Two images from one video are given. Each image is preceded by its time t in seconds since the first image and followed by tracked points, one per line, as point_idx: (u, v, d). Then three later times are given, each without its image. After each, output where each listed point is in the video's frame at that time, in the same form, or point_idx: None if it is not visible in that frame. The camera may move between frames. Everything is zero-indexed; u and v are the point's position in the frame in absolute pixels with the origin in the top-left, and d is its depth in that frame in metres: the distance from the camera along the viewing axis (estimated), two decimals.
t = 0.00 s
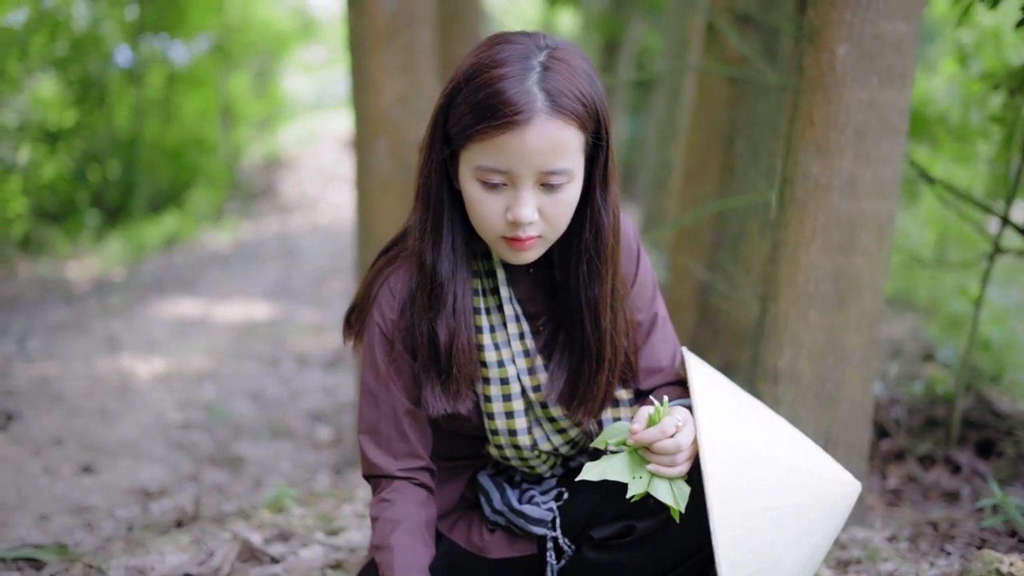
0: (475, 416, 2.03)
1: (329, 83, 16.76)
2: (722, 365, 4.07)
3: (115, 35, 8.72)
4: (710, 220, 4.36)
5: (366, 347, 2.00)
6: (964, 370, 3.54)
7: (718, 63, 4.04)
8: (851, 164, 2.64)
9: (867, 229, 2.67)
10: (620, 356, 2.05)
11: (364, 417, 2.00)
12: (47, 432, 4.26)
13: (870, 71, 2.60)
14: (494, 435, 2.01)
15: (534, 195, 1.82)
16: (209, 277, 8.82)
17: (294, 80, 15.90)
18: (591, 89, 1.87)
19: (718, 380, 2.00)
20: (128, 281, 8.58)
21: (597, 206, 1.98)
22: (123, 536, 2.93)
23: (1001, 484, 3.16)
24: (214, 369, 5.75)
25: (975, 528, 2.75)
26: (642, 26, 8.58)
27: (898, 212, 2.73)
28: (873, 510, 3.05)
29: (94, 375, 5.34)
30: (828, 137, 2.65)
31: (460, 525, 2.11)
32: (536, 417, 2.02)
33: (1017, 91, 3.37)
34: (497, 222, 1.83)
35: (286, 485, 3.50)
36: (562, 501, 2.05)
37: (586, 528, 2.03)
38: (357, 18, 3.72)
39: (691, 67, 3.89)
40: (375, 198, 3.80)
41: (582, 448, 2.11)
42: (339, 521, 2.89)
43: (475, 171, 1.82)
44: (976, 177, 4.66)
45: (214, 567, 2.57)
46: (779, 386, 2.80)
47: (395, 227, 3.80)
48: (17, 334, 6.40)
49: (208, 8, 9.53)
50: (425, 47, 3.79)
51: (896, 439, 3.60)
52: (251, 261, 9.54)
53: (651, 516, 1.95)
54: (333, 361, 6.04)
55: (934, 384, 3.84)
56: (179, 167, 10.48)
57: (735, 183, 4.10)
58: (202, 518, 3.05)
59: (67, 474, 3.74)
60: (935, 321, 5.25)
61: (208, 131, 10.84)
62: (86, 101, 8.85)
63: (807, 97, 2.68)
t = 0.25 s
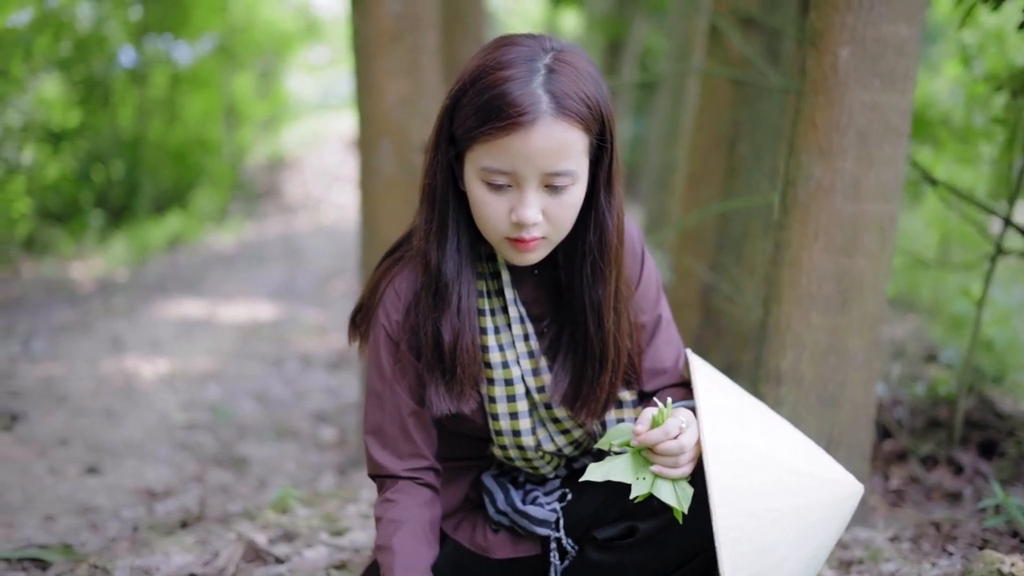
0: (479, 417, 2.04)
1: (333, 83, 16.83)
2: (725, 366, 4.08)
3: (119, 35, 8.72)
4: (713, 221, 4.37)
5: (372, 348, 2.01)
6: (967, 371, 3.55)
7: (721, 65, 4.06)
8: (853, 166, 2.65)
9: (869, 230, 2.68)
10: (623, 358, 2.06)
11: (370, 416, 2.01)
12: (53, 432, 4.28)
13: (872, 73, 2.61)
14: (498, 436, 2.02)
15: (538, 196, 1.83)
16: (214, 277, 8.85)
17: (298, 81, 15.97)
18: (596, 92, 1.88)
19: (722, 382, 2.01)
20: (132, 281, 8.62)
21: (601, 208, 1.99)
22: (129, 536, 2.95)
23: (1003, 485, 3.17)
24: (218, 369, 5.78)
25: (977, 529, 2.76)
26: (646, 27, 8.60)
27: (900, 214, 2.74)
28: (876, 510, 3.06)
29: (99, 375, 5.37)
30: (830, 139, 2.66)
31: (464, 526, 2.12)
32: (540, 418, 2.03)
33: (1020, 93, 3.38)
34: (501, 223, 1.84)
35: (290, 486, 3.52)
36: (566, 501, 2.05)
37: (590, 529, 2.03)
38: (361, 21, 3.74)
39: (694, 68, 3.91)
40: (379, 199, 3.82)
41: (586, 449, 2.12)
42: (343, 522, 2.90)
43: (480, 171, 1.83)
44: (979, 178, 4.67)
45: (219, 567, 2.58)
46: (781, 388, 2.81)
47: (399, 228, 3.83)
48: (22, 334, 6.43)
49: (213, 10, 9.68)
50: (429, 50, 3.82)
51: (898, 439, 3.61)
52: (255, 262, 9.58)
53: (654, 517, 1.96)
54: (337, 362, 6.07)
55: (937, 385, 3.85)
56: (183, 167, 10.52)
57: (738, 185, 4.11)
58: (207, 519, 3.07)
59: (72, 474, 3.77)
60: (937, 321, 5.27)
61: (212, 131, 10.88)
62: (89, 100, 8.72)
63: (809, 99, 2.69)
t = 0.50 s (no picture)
0: (482, 418, 2.05)
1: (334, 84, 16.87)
2: (726, 367, 4.09)
3: (120, 36, 8.76)
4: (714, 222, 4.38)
5: (375, 349, 2.02)
6: (967, 372, 3.56)
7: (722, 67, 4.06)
8: (854, 168, 2.66)
9: (869, 232, 2.69)
10: (625, 360, 2.07)
11: (373, 416, 2.02)
12: (55, 432, 4.29)
13: (873, 75, 2.62)
14: (500, 436, 2.03)
15: (540, 199, 1.84)
16: (215, 278, 8.87)
17: (299, 81, 16.00)
18: (599, 95, 1.89)
19: (724, 385, 2.02)
20: (133, 281, 8.63)
21: (603, 211, 2.00)
22: (132, 537, 2.96)
23: (1003, 486, 3.18)
24: (220, 370, 5.79)
25: (977, 530, 2.77)
26: (646, 28, 8.61)
27: (900, 215, 2.74)
28: (876, 511, 3.07)
29: (100, 376, 5.38)
30: (831, 141, 2.66)
31: (467, 527, 2.12)
32: (543, 419, 2.03)
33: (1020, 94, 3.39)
34: (503, 225, 1.85)
35: (292, 486, 3.53)
36: (568, 503, 2.06)
37: (592, 530, 2.04)
38: (363, 22, 3.76)
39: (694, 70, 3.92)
40: (381, 200, 3.84)
41: (588, 450, 2.12)
42: (345, 522, 2.90)
43: (483, 173, 1.84)
44: (979, 179, 4.68)
45: (222, 567, 2.58)
46: (782, 389, 2.82)
47: (400, 229, 3.85)
48: (24, 334, 6.44)
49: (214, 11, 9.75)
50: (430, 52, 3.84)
51: (899, 440, 3.62)
52: (256, 262, 9.59)
53: (656, 518, 1.97)
54: (338, 363, 6.09)
55: (937, 386, 3.86)
56: (184, 167, 10.53)
57: (738, 186, 4.12)
58: (209, 519, 3.07)
59: (74, 475, 3.77)
60: (937, 322, 5.28)
61: (212, 131, 10.88)
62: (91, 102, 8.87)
63: (810, 101, 2.70)
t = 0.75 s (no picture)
0: (486, 419, 2.05)
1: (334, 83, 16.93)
2: (727, 368, 4.10)
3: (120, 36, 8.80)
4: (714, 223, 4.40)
5: (379, 351, 2.03)
6: (967, 373, 3.57)
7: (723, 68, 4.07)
8: (855, 170, 2.67)
9: (870, 234, 2.70)
10: (627, 362, 2.07)
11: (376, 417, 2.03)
12: (57, 433, 4.30)
13: (873, 78, 2.63)
14: (503, 438, 2.03)
15: (544, 202, 1.84)
16: (216, 278, 8.88)
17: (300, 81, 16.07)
18: (602, 98, 1.89)
19: (725, 387, 2.02)
20: (133, 281, 8.65)
21: (606, 213, 2.01)
22: (133, 537, 2.97)
23: (1002, 486, 3.19)
24: (220, 370, 5.80)
25: (977, 530, 2.78)
26: (647, 28, 8.62)
27: (901, 217, 2.75)
28: (876, 511, 3.08)
29: (101, 376, 5.39)
30: (831, 143, 2.67)
31: (470, 528, 2.12)
32: (546, 420, 2.04)
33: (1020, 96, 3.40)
34: (507, 227, 1.85)
35: (294, 487, 3.54)
36: (571, 504, 2.05)
37: (594, 532, 2.04)
38: (365, 24, 3.78)
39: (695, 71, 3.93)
40: (382, 202, 3.86)
41: (590, 451, 2.13)
42: (347, 523, 2.91)
43: (487, 176, 1.84)
44: (979, 180, 4.70)
45: (224, 568, 2.58)
46: (783, 390, 2.83)
47: (402, 230, 3.86)
48: (25, 335, 6.45)
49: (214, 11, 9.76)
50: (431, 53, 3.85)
51: (899, 441, 3.62)
52: (257, 263, 9.61)
53: (659, 520, 1.97)
54: (338, 364, 6.12)
55: (937, 387, 3.86)
56: (184, 168, 10.55)
57: (739, 187, 4.13)
58: (211, 520, 3.08)
59: (76, 476, 3.78)
60: (937, 323, 5.30)
61: (212, 132, 10.89)
62: (90, 103, 8.91)
63: (811, 103, 2.71)
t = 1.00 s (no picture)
0: (490, 420, 2.05)
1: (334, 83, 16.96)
2: (729, 370, 4.11)
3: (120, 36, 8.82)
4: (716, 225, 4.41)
5: (384, 352, 2.04)
6: (968, 374, 3.58)
7: (724, 70, 4.08)
8: (857, 173, 2.68)
9: (871, 236, 2.71)
10: (632, 363, 2.08)
11: (380, 417, 2.04)
12: (59, 434, 4.30)
13: (875, 80, 2.64)
14: (508, 439, 2.04)
15: (550, 204, 1.84)
16: (216, 279, 8.89)
17: (300, 81, 16.11)
18: (608, 101, 1.90)
19: (730, 389, 2.03)
20: (134, 282, 8.65)
21: (612, 215, 2.02)
22: (137, 538, 2.97)
23: (1003, 487, 3.20)
24: (222, 371, 5.81)
25: (978, 531, 2.79)
26: (647, 29, 8.63)
27: (902, 219, 2.76)
28: (877, 512, 3.09)
29: (103, 377, 5.40)
30: (833, 145, 2.68)
31: (474, 529, 2.12)
32: (550, 422, 2.05)
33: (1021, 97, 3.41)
34: (512, 229, 1.85)
35: (296, 488, 3.54)
36: (576, 505, 2.06)
37: (599, 533, 2.05)
38: (367, 26, 3.79)
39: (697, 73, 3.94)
40: (384, 203, 3.87)
41: (594, 453, 2.13)
42: (350, 524, 2.91)
43: (493, 178, 1.84)
44: (980, 180, 4.72)
45: (228, 569, 2.59)
46: (785, 391, 2.84)
47: (404, 232, 3.87)
48: (27, 335, 6.46)
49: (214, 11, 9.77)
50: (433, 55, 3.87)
51: (900, 442, 3.63)
52: (257, 263, 9.61)
53: (664, 520, 1.97)
54: (340, 364, 6.13)
55: (938, 388, 3.87)
56: (184, 168, 10.57)
57: (740, 189, 4.14)
58: (214, 521, 3.08)
59: (79, 477, 3.79)
60: (938, 323, 5.31)
61: (212, 132, 10.89)
62: (89, 103, 8.91)
63: (813, 106, 2.71)
